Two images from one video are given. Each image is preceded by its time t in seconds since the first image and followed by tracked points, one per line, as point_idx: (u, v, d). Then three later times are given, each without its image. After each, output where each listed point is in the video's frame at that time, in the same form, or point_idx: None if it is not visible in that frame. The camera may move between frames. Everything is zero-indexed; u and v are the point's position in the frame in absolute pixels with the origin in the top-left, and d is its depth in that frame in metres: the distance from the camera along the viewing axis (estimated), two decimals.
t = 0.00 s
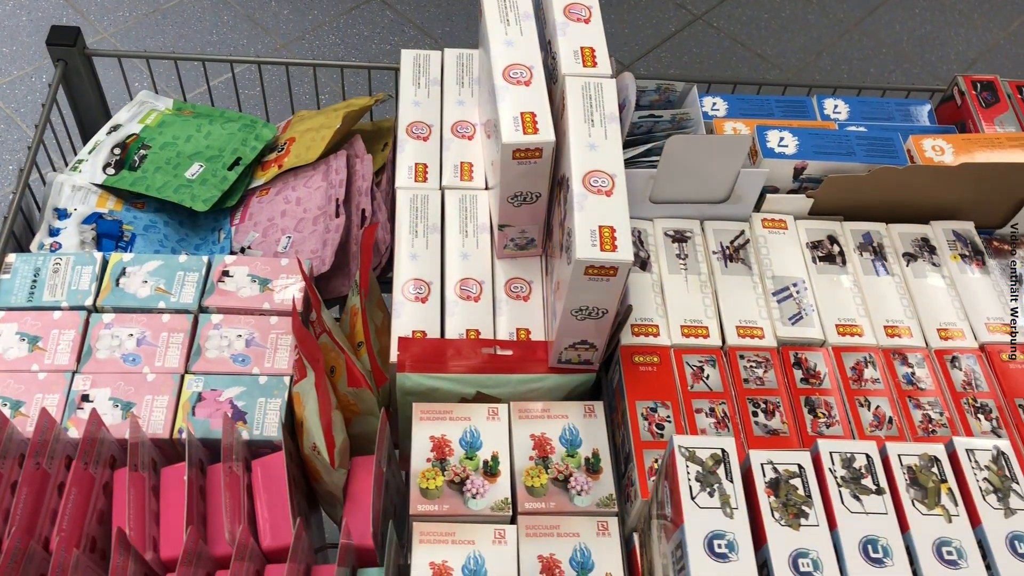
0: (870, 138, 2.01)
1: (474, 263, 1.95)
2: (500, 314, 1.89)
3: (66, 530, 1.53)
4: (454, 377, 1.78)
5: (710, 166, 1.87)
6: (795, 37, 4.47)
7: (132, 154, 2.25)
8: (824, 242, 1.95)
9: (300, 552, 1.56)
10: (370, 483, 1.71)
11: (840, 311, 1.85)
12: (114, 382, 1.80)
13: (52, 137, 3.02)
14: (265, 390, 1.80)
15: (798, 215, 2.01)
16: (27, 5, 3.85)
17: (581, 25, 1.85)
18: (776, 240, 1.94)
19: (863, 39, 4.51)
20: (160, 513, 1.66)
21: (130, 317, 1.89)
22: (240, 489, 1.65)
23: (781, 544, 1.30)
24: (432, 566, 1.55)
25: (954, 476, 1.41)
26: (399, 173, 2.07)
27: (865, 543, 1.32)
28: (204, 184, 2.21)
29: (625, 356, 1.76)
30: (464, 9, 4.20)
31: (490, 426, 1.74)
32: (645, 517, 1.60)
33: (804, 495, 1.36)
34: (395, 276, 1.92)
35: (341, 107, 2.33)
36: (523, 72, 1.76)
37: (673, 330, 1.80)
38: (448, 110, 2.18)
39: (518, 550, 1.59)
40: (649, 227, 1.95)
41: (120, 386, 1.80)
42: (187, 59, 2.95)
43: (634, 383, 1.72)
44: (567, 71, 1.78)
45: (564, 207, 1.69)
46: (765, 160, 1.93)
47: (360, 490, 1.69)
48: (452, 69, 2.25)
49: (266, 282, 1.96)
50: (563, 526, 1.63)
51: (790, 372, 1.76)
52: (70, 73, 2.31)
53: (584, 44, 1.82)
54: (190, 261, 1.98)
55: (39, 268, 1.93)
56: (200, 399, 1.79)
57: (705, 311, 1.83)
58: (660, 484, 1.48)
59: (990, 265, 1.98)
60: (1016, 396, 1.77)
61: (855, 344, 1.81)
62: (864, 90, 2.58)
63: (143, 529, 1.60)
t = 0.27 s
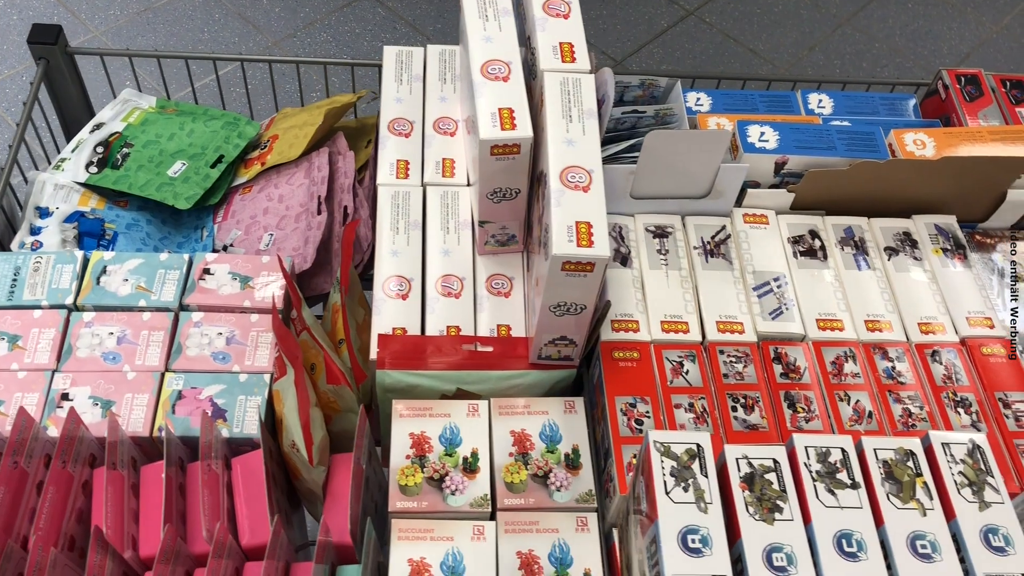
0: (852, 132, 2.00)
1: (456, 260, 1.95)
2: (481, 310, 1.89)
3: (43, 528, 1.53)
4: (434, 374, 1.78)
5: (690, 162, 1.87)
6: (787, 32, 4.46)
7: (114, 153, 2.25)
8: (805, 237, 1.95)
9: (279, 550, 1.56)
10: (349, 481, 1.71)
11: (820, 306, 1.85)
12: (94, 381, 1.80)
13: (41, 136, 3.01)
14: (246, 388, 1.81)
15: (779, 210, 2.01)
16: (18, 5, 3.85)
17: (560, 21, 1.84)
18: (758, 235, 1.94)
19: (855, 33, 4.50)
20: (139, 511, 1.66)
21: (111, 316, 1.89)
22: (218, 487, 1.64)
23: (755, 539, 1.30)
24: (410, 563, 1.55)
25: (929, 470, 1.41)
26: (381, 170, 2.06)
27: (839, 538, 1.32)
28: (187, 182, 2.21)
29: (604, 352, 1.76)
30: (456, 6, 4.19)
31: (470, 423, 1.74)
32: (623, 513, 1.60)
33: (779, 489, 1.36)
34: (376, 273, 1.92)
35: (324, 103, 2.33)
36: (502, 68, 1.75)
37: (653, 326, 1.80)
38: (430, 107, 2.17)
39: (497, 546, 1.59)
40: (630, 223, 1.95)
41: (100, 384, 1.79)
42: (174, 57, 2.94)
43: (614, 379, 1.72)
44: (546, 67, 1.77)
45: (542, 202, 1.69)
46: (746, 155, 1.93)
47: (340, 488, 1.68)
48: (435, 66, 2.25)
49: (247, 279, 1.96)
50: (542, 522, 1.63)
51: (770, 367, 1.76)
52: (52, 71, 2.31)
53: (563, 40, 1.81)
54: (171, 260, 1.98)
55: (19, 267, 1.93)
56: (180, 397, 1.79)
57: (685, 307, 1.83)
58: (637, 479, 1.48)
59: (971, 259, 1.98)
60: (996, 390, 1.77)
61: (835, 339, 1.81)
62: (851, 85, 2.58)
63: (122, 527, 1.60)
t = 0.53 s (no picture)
0: (831, 127, 2.00)
1: (435, 257, 1.94)
2: (460, 307, 1.88)
3: (19, 527, 1.53)
4: (412, 372, 1.77)
5: (669, 158, 1.87)
6: (778, 29, 4.46)
7: (95, 152, 2.24)
8: (784, 232, 1.95)
9: (256, 549, 1.55)
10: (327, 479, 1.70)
11: (799, 301, 1.85)
12: (72, 380, 1.79)
13: (27, 137, 3.01)
14: (224, 387, 1.80)
15: (759, 206, 2.01)
16: (7, 5, 3.84)
17: (537, 18, 1.84)
18: (737, 231, 1.95)
19: (846, 30, 4.50)
20: (116, 511, 1.65)
21: (89, 315, 1.88)
22: (195, 486, 1.64)
23: (727, 534, 1.30)
24: (386, 560, 1.54)
25: (903, 464, 1.41)
26: (361, 167, 2.06)
27: (812, 532, 1.32)
28: (167, 181, 2.21)
29: (583, 348, 1.76)
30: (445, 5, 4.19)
31: (449, 420, 1.74)
32: (600, 509, 1.60)
33: (752, 484, 1.35)
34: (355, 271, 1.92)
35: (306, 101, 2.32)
36: (478, 65, 1.75)
37: (632, 322, 1.80)
38: (411, 104, 2.17)
39: (474, 543, 1.59)
40: (610, 220, 1.96)
41: (78, 383, 1.79)
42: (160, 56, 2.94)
43: (592, 375, 1.72)
44: (523, 63, 1.77)
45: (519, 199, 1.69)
46: (724, 151, 1.93)
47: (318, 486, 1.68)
48: (415, 64, 2.25)
49: (226, 278, 1.96)
50: (519, 519, 1.63)
51: (748, 362, 1.76)
52: (33, 71, 2.30)
53: (540, 36, 1.81)
54: (151, 259, 1.98)
55: None
56: (158, 396, 1.79)
57: (664, 303, 1.83)
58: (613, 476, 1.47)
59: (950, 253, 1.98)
60: (974, 384, 1.77)
61: (814, 334, 1.80)
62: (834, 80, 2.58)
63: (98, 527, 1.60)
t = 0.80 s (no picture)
0: (808, 124, 2.00)
1: (414, 254, 1.94)
2: (438, 304, 1.89)
3: None
4: (389, 369, 1.78)
5: (645, 155, 1.87)
6: (767, 27, 4.46)
7: (76, 151, 2.24)
8: (762, 229, 1.96)
9: (230, 547, 1.56)
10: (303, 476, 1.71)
11: (775, 297, 1.85)
12: (50, 379, 1.79)
13: (13, 136, 3.00)
14: (202, 385, 1.81)
15: (737, 203, 2.02)
16: None
17: (514, 15, 1.85)
18: (715, 228, 1.95)
19: (835, 27, 4.50)
20: (92, 509, 1.65)
21: (67, 314, 1.88)
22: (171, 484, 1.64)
23: (697, 528, 1.31)
24: (361, 557, 1.55)
25: (874, 459, 1.41)
26: (340, 165, 2.06)
27: (782, 526, 1.32)
28: (148, 180, 2.21)
29: (559, 344, 1.77)
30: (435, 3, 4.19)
31: (425, 417, 1.74)
32: (576, 505, 1.60)
33: (722, 479, 1.36)
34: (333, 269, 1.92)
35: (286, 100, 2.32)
36: (453, 62, 1.75)
37: (608, 319, 1.81)
38: (391, 102, 2.17)
39: (450, 539, 1.59)
40: (588, 217, 1.96)
41: (55, 382, 1.79)
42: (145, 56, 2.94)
43: (568, 371, 1.73)
44: (498, 60, 1.78)
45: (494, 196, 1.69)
46: (701, 147, 1.94)
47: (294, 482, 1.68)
48: (396, 61, 2.24)
49: (205, 276, 1.96)
50: (495, 515, 1.63)
51: (724, 358, 1.76)
52: (13, 71, 2.30)
53: (516, 34, 1.82)
54: (129, 258, 1.98)
55: None
56: (136, 395, 1.79)
57: (641, 299, 1.84)
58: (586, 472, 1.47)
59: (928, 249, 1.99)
60: (950, 378, 1.77)
61: (790, 329, 1.81)
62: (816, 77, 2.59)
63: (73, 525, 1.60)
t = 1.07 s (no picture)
0: (786, 121, 2.01)
1: (393, 251, 1.95)
2: (417, 301, 1.89)
3: None
4: (367, 366, 1.78)
5: (623, 152, 1.88)
6: (759, 26, 4.46)
7: (58, 150, 2.24)
8: (741, 225, 1.97)
9: (207, 544, 1.56)
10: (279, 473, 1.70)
11: (753, 293, 1.86)
12: (28, 377, 1.79)
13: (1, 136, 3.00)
14: (181, 382, 1.81)
15: (716, 200, 2.02)
16: None
17: (492, 12, 1.85)
18: (694, 225, 1.96)
19: (826, 26, 4.50)
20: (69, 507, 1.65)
21: (47, 313, 1.88)
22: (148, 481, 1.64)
23: (668, 523, 1.31)
24: (337, 554, 1.55)
25: (846, 453, 1.41)
26: (321, 163, 2.06)
27: (752, 521, 1.32)
28: (129, 179, 2.21)
29: (537, 341, 1.77)
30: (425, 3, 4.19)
31: (403, 414, 1.73)
32: (552, 501, 1.61)
33: (694, 474, 1.36)
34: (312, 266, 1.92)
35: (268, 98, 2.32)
36: (430, 60, 1.76)
37: (587, 316, 1.81)
38: (372, 101, 2.18)
39: (426, 536, 1.60)
40: (568, 214, 1.96)
41: (34, 380, 1.79)
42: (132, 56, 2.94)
43: (546, 367, 1.74)
44: (475, 58, 1.78)
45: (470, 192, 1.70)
46: (680, 145, 1.94)
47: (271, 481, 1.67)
48: (377, 60, 2.26)
49: (185, 274, 1.96)
50: (472, 512, 1.63)
51: (701, 355, 1.77)
52: None
53: (494, 31, 1.82)
54: (109, 256, 1.98)
55: None
56: (115, 392, 1.79)
57: (619, 296, 1.84)
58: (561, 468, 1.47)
59: (907, 245, 1.99)
60: (927, 374, 1.78)
61: (767, 326, 1.81)
62: (799, 74, 2.59)
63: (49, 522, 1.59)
